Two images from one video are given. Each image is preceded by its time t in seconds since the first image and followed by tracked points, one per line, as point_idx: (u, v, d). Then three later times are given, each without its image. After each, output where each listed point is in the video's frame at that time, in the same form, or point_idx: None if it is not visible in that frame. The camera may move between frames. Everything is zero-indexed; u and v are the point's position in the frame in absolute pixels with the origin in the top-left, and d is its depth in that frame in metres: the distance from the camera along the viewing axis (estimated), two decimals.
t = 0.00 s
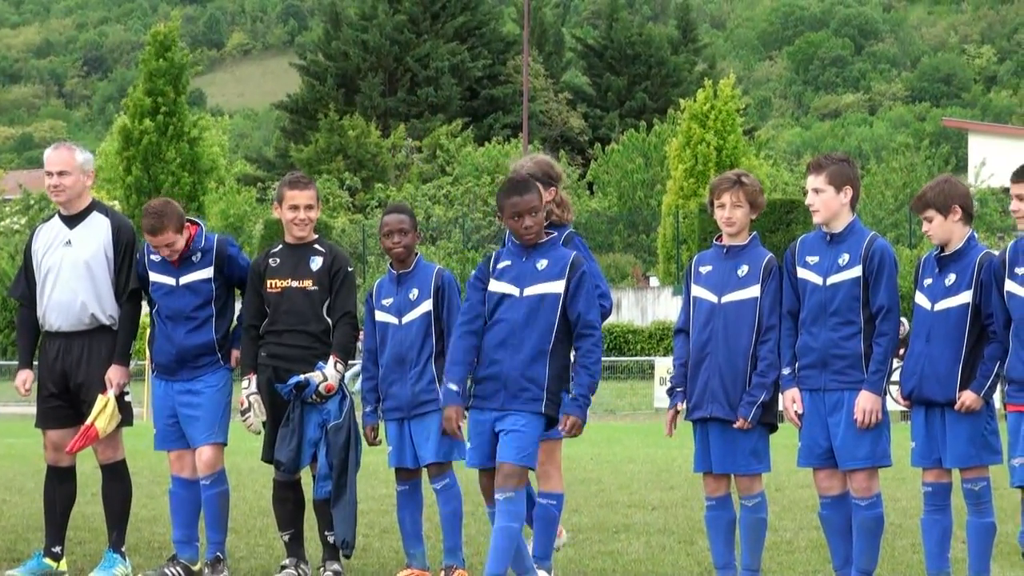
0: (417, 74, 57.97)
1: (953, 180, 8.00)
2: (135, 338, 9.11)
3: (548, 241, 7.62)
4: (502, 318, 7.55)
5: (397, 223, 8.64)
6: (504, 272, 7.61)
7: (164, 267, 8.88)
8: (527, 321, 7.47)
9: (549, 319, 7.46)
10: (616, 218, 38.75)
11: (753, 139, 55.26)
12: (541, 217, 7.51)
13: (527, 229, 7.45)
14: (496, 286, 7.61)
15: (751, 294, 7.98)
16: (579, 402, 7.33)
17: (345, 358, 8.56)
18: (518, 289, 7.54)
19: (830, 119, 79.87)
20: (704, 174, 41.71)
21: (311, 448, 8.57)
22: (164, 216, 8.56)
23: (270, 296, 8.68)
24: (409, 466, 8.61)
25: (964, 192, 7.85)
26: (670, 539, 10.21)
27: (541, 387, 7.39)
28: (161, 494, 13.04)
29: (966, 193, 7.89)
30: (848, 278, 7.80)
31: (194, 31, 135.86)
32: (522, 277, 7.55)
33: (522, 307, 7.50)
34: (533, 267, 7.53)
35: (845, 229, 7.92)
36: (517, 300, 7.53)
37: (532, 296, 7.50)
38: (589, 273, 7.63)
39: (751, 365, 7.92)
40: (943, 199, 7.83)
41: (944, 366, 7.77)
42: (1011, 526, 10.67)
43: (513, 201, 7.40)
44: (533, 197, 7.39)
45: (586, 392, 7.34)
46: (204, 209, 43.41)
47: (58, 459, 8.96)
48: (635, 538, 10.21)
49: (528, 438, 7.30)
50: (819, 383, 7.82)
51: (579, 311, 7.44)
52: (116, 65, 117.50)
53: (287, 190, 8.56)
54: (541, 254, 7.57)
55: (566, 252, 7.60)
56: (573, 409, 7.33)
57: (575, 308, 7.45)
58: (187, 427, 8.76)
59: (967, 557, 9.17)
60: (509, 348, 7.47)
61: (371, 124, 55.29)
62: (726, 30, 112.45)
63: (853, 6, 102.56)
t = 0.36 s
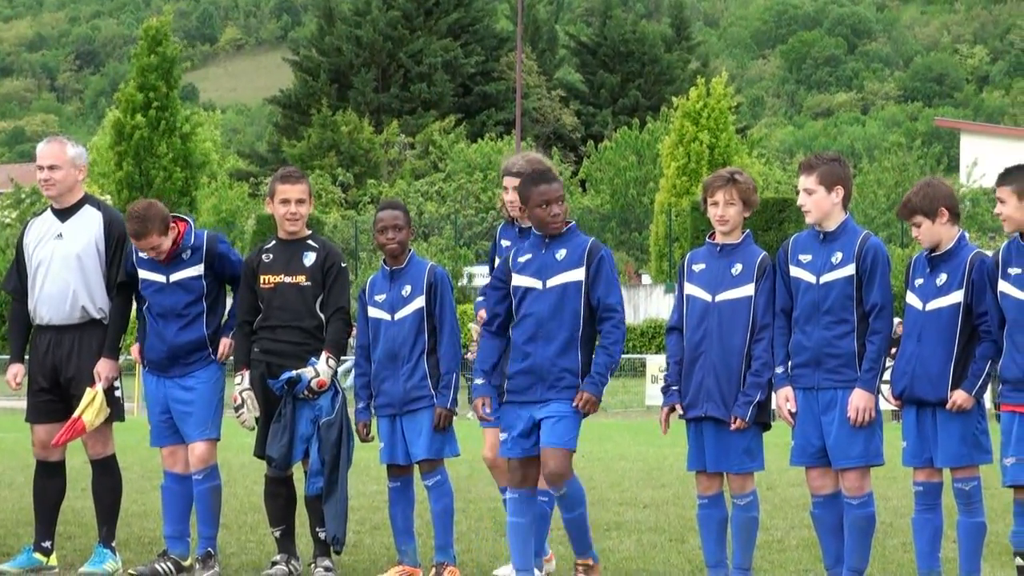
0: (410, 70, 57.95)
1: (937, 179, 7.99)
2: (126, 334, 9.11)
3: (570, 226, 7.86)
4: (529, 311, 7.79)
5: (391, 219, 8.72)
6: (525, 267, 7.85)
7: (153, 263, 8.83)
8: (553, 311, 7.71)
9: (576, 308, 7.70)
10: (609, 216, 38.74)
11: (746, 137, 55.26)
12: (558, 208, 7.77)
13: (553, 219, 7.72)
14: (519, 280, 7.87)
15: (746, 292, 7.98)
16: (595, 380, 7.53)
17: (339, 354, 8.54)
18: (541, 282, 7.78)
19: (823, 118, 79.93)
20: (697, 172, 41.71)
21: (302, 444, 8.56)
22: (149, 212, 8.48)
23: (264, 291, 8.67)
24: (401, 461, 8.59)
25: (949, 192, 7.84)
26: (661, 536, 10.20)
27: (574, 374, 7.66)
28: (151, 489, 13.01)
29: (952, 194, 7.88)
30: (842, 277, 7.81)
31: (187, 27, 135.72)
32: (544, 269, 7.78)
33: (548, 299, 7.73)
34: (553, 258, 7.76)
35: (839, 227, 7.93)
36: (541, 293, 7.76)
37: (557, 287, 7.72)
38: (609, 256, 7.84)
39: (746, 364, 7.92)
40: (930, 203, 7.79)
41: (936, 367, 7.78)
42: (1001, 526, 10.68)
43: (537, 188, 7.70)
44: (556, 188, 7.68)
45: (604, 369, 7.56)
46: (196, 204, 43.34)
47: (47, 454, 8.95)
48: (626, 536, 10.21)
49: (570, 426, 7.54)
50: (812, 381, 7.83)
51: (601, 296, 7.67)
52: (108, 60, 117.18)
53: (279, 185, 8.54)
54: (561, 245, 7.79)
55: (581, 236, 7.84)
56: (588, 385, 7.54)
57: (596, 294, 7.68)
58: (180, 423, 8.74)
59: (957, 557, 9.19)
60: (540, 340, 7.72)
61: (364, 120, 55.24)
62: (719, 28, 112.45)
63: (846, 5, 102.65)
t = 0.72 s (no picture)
0: (390, 68, 57.80)
1: (911, 181, 8.00)
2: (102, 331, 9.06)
3: (601, 229, 8.27)
4: (552, 311, 8.19)
5: (373, 217, 8.68)
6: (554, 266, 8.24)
7: (129, 261, 8.75)
8: (578, 314, 8.12)
9: (594, 309, 8.10)
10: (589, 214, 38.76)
11: (725, 137, 55.33)
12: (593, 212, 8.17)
13: (588, 221, 8.13)
14: (545, 281, 8.25)
15: (725, 291, 7.97)
16: (575, 371, 7.83)
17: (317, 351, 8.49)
18: (566, 285, 8.17)
19: (802, 118, 80.12)
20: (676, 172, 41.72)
21: (280, 442, 8.50)
22: (125, 216, 8.43)
23: (243, 290, 8.62)
24: (380, 460, 8.57)
25: (923, 194, 7.85)
26: (638, 536, 10.20)
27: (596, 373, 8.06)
28: (128, 486, 12.97)
29: (926, 195, 7.87)
30: (822, 276, 7.82)
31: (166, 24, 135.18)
32: (569, 272, 8.18)
33: (572, 303, 8.13)
34: (580, 261, 8.16)
35: (819, 228, 7.93)
36: (566, 295, 8.16)
37: (579, 291, 8.13)
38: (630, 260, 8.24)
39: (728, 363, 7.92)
40: (905, 204, 7.79)
41: (912, 366, 7.80)
42: (978, 526, 10.71)
43: (578, 189, 8.07)
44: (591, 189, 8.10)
45: (586, 366, 7.84)
46: (174, 201, 43.18)
47: (20, 451, 8.88)
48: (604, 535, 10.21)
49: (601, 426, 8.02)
50: (793, 380, 7.83)
51: (609, 300, 8.07)
52: (87, 56, 116.61)
53: (262, 182, 8.51)
54: (588, 248, 8.20)
55: (608, 240, 8.24)
56: (566, 378, 7.85)
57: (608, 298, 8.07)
58: (159, 422, 8.69)
59: (934, 557, 9.23)
60: (563, 343, 8.13)
61: (343, 118, 55.14)
62: (700, 27, 112.63)
63: (826, 5, 102.97)
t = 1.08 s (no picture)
0: (373, 66, 57.74)
1: (894, 179, 8.00)
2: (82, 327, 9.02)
3: (589, 225, 8.38)
4: (544, 309, 8.32)
5: (361, 214, 8.66)
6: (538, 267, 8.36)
7: (113, 257, 8.74)
8: (566, 311, 8.25)
9: (584, 305, 8.23)
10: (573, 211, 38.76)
11: (709, 135, 55.42)
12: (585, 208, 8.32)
13: (574, 215, 8.26)
14: (535, 277, 8.36)
15: (711, 291, 7.97)
16: (556, 364, 8.02)
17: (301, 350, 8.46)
18: (556, 282, 8.28)
19: (786, 117, 80.27)
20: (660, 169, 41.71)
21: (264, 439, 8.48)
22: (125, 189, 8.53)
23: (226, 287, 8.58)
24: (365, 457, 8.55)
25: (906, 192, 7.85)
26: (621, 534, 10.19)
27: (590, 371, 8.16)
28: (111, 484, 12.90)
29: (908, 193, 7.88)
30: (807, 275, 7.82)
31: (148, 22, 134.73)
32: (560, 267, 8.28)
33: (566, 297, 8.25)
34: (569, 257, 8.27)
35: (804, 226, 7.93)
36: (557, 291, 8.27)
37: (570, 286, 8.25)
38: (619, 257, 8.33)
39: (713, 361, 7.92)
40: (888, 202, 7.80)
41: (893, 364, 7.77)
42: (962, 524, 10.73)
43: (564, 181, 8.21)
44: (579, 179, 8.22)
45: (572, 358, 8.02)
46: (158, 198, 43.03)
47: None
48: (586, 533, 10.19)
49: (588, 420, 8.13)
50: (778, 379, 7.83)
51: (598, 296, 8.20)
52: (70, 53, 116.07)
53: (246, 180, 8.47)
54: (577, 244, 8.31)
55: (598, 236, 8.34)
56: (545, 369, 8.06)
57: (598, 295, 8.20)
58: (143, 419, 8.65)
59: (916, 556, 9.25)
60: (553, 342, 8.26)
61: (326, 115, 55.11)
62: (684, 25, 112.88)
63: (810, 4, 103.23)
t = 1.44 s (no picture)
0: (362, 63, 57.74)
1: (886, 176, 8.00)
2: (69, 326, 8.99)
3: (567, 223, 8.47)
4: (530, 309, 8.37)
5: (349, 212, 8.67)
6: (519, 267, 8.38)
7: (103, 255, 8.71)
8: (551, 311, 8.34)
9: (567, 305, 8.34)
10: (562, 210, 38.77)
11: (698, 133, 55.44)
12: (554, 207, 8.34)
13: (544, 211, 8.28)
14: (516, 278, 8.39)
15: (701, 291, 7.94)
16: (545, 365, 8.11)
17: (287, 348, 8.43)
18: (537, 282, 8.33)
19: (774, 115, 80.29)
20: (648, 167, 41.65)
21: (252, 437, 8.48)
22: (115, 180, 8.58)
23: (213, 284, 8.57)
24: (353, 456, 8.55)
25: (896, 191, 7.85)
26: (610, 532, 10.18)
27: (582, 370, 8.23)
28: (100, 482, 12.87)
29: (899, 190, 7.89)
30: (795, 274, 7.84)
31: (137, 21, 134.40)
32: (539, 268, 8.32)
33: (553, 292, 8.31)
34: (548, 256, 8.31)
35: (793, 225, 7.93)
36: (540, 290, 8.32)
37: (554, 285, 8.31)
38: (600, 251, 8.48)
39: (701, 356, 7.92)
40: (877, 198, 7.80)
41: (879, 363, 7.77)
42: (949, 522, 10.75)
43: (535, 178, 8.28)
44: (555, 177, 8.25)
45: (558, 359, 8.11)
46: (146, 196, 42.92)
47: None
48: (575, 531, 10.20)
49: (589, 417, 8.21)
50: (767, 377, 7.85)
51: (581, 294, 8.26)
52: (57, 50, 115.75)
53: (232, 176, 8.47)
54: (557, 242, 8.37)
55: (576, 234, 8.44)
56: (535, 369, 8.13)
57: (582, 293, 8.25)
58: (131, 419, 8.64)
59: (903, 553, 9.28)
60: (541, 342, 8.33)
61: (315, 113, 55.07)
62: (672, 23, 112.95)
63: (798, 2, 103.36)
